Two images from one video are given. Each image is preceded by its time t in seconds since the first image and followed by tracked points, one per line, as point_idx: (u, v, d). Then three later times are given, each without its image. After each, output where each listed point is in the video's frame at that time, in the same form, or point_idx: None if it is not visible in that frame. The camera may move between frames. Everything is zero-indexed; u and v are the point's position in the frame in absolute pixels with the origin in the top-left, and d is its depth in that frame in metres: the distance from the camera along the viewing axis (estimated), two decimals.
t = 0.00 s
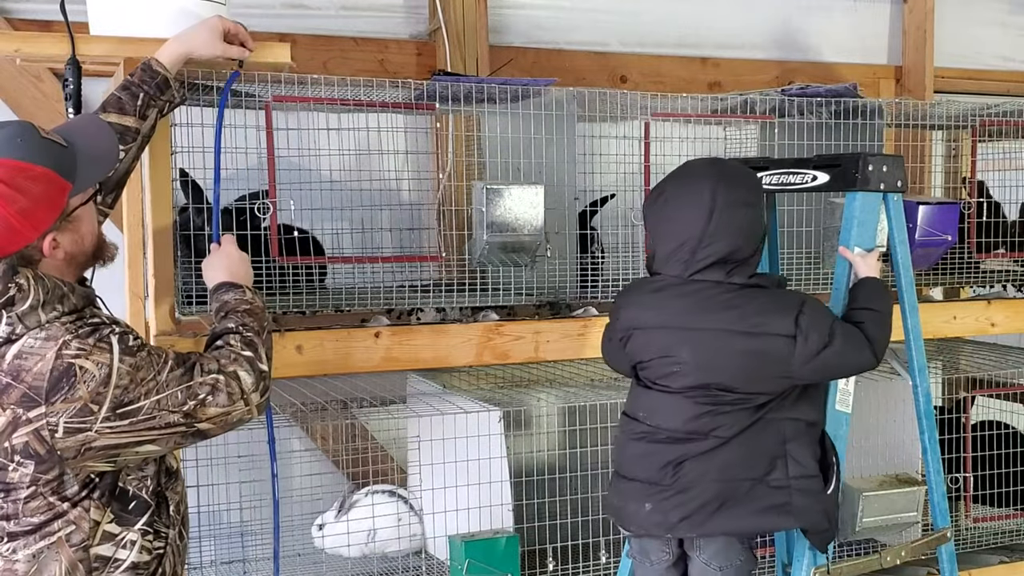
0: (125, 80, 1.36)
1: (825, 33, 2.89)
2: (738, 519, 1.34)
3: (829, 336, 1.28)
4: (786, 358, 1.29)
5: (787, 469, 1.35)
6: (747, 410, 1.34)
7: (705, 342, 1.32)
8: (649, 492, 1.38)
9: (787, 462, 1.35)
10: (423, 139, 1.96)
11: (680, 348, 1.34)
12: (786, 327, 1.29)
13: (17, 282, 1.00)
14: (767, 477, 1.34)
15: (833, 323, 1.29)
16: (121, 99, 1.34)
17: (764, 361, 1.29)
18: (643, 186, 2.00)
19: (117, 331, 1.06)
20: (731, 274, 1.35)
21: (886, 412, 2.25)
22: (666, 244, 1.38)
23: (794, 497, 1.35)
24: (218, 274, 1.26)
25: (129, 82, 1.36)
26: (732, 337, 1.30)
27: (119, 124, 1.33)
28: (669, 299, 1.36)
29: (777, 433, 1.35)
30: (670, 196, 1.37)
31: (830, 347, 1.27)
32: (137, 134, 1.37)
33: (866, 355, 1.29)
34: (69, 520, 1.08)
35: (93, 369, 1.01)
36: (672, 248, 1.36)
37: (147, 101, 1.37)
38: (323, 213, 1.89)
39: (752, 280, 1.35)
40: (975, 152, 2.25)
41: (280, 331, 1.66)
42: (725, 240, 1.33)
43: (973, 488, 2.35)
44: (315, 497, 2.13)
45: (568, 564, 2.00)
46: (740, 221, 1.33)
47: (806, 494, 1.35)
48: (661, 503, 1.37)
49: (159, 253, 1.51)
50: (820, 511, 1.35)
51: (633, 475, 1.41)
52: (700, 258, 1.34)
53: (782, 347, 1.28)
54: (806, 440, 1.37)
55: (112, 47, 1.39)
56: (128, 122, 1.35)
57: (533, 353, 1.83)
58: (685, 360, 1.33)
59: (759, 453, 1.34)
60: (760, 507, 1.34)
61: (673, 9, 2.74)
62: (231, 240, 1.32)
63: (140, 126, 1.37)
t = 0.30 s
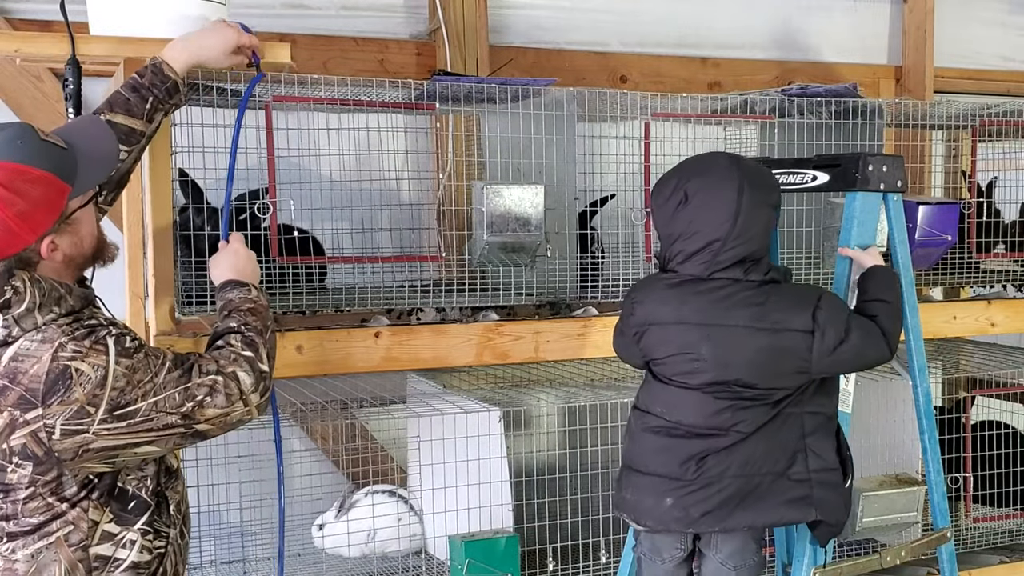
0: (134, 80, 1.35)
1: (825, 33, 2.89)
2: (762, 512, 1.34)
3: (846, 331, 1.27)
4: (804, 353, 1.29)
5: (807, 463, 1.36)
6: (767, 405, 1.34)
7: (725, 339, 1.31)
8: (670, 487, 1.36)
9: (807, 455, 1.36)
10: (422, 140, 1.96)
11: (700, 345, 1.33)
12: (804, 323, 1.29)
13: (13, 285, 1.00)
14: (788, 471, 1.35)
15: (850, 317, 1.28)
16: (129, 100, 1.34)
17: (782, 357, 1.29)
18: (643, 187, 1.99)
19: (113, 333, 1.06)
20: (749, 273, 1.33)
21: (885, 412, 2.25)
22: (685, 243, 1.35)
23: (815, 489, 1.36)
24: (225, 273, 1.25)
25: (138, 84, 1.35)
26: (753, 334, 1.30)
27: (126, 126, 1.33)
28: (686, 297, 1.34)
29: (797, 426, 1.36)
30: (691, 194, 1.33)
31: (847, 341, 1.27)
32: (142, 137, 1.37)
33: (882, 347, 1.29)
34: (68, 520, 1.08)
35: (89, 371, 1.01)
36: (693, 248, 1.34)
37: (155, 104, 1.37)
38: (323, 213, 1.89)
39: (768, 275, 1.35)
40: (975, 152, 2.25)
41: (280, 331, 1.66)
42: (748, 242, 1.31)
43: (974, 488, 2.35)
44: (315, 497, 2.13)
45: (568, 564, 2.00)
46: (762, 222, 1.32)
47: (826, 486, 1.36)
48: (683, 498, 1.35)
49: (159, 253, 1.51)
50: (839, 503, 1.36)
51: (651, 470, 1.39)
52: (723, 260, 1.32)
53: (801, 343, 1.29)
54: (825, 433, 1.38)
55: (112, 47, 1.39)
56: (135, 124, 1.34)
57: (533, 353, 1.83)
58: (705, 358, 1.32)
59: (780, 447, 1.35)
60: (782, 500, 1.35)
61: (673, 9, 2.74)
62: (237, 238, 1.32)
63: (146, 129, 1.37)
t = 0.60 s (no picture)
0: (136, 85, 1.36)
1: (825, 33, 2.89)
2: (766, 508, 1.33)
3: (841, 323, 1.29)
4: (803, 347, 1.29)
5: (810, 457, 1.35)
6: (768, 399, 1.34)
7: (723, 337, 1.31)
8: (674, 485, 1.36)
9: (810, 449, 1.36)
10: (423, 140, 1.95)
11: (698, 345, 1.32)
12: (800, 316, 1.29)
13: (13, 284, 1.00)
14: (791, 465, 1.35)
15: (846, 309, 1.29)
16: (131, 105, 1.35)
17: (780, 352, 1.29)
18: (643, 186, 1.99)
19: (113, 333, 1.06)
20: (745, 271, 1.33)
21: (884, 412, 2.26)
22: (680, 246, 1.34)
23: (819, 483, 1.35)
24: (228, 276, 1.25)
25: (140, 89, 1.36)
26: (750, 331, 1.30)
27: (128, 131, 1.35)
28: (682, 297, 1.34)
29: (797, 421, 1.36)
30: (686, 196, 1.33)
31: (843, 332, 1.28)
32: (142, 142, 1.39)
33: (880, 336, 1.30)
34: (66, 521, 1.08)
35: (88, 371, 1.01)
36: (688, 250, 1.33)
37: (156, 110, 1.38)
38: (323, 213, 1.89)
39: (764, 272, 1.34)
40: (975, 152, 2.26)
41: (280, 331, 1.66)
42: (743, 244, 1.31)
43: (973, 488, 2.35)
44: (315, 497, 2.13)
45: (569, 564, 1.99)
46: (757, 224, 1.32)
47: (830, 479, 1.36)
48: (688, 497, 1.35)
49: (160, 254, 1.51)
50: (843, 496, 1.36)
51: (654, 470, 1.39)
52: (719, 262, 1.32)
53: (799, 337, 1.29)
54: (826, 426, 1.37)
55: (113, 46, 1.39)
56: (136, 128, 1.37)
57: (533, 353, 1.83)
58: (704, 356, 1.32)
59: (782, 442, 1.35)
60: (786, 495, 1.34)
61: (673, 9, 2.74)
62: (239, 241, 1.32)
63: (146, 133, 1.39)
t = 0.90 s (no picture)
0: (136, 90, 1.37)
1: (825, 33, 2.89)
2: (783, 510, 1.32)
3: (857, 320, 1.29)
4: (817, 343, 1.29)
5: (825, 459, 1.34)
6: (784, 398, 1.32)
7: (737, 334, 1.29)
8: (692, 487, 1.33)
9: (825, 451, 1.34)
10: (422, 140, 1.95)
11: (713, 342, 1.31)
12: (815, 314, 1.29)
13: (10, 284, 1.00)
14: (807, 467, 1.33)
15: (859, 306, 1.30)
16: (130, 111, 1.36)
17: (795, 349, 1.29)
18: (643, 186, 1.99)
19: (109, 333, 1.06)
20: (758, 270, 1.31)
21: (884, 412, 2.26)
22: (690, 252, 1.33)
23: (835, 486, 1.34)
24: (228, 278, 1.24)
25: (140, 95, 1.36)
26: (766, 328, 1.29)
27: (126, 135, 1.35)
28: (693, 297, 1.33)
29: (813, 422, 1.34)
30: (693, 202, 1.31)
31: (858, 330, 1.29)
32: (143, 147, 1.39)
33: (893, 335, 1.32)
34: (62, 522, 1.08)
35: (84, 372, 1.01)
36: (699, 256, 1.32)
37: (156, 116, 1.39)
38: (322, 213, 1.88)
39: (777, 272, 1.33)
40: (975, 152, 2.25)
41: (280, 330, 1.66)
42: (755, 247, 1.30)
43: (974, 488, 2.35)
44: (315, 497, 2.13)
45: (568, 564, 1.99)
46: (768, 226, 1.30)
47: (845, 482, 1.34)
48: (706, 498, 1.32)
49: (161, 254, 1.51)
50: (858, 499, 1.35)
51: (670, 470, 1.35)
52: (731, 266, 1.30)
53: (814, 334, 1.28)
54: (842, 428, 1.36)
55: (114, 46, 1.39)
56: (136, 134, 1.37)
57: (533, 353, 1.83)
58: (720, 354, 1.30)
59: (798, 445, 1.33)
60: (803, 497, 1.33)
61: (673, 9, 2.74)
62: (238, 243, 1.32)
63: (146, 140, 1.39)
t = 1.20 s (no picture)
0: (122, 95, 1.38)
1: (825, 33, 2.89)
2: (780, 504, 1.32)
3: (862, 316, 1.29)
4: (823, 338, 1.28)
5: (823, 456, 1.34)
6: (785, 390, 1.32)
7: (743, 325, 1.28)
8: (689, 471, 1.33)
9: (822, 449, 1.34)
10: (422, 140, 1.95)
11: (718, 332, 1.30)
12: (821, 308, 1.28)
13: (4, 278, 0.99)
14: (804, 464, 1.33)
15: (863, 303, 1.30)
16: (116, 113, 1.36)
17: (801, 341, 1.28)
18: (643, 187, 1.99)
19: (102, 325, 1.05)
20: (763, 266, 1.32)
21: (884, 412, 2.26)
22: (697, 248, 1.32)
23: (830, 484, 1.33)
24: (220, 267, 1.25)
25: (126, 98, 1.37)
26: (773, 320, 1.28)
27: (114, 139, 1.36)
28: (699, 289, 1.32)
29: (812, 418, 1.34)
30: (701, 199, 1.30)
31: (863, 326, 1.28)
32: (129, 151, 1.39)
33: (896, 333, 1.31)
34: (56, 520, 1.07)
35: (79, 363, 1.00)
36: (706, 253, 1.31)
37: (143, 118, 1.39)
38: (322, 213, 1.87)
39: (780, 267, 1.33)
40: (975, 152, 2.25)
41: (280, 331, 1.66)
42: (761, 245, 1.30)
43: (973, 488, 2.35)
44: (315, 497, 2.13)
45: (568, 564, 1.99)
46: (774, 224, 1.30)
47: (841, 481, 1.34)
48: (702, 484, 1.32)
49: (160, 251, 1.52)
50: (853, 498, 1.35)
51: (667, 453, 1.36)
52: (737, 263, 1.30)
53: (820, 328, 1.28)
54: (840, 425, 1.36)
55: (114, 46, 1.39)
56: (124, 137, 1.37)
57: (533, 353, 1.83)
58: (726, 344, 1.29)
59: (796, 440, 1.33)
60: (799, 494, 1.32)
61: (673, 9, 2.74)
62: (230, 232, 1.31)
63: (134, 142, 1.39)
